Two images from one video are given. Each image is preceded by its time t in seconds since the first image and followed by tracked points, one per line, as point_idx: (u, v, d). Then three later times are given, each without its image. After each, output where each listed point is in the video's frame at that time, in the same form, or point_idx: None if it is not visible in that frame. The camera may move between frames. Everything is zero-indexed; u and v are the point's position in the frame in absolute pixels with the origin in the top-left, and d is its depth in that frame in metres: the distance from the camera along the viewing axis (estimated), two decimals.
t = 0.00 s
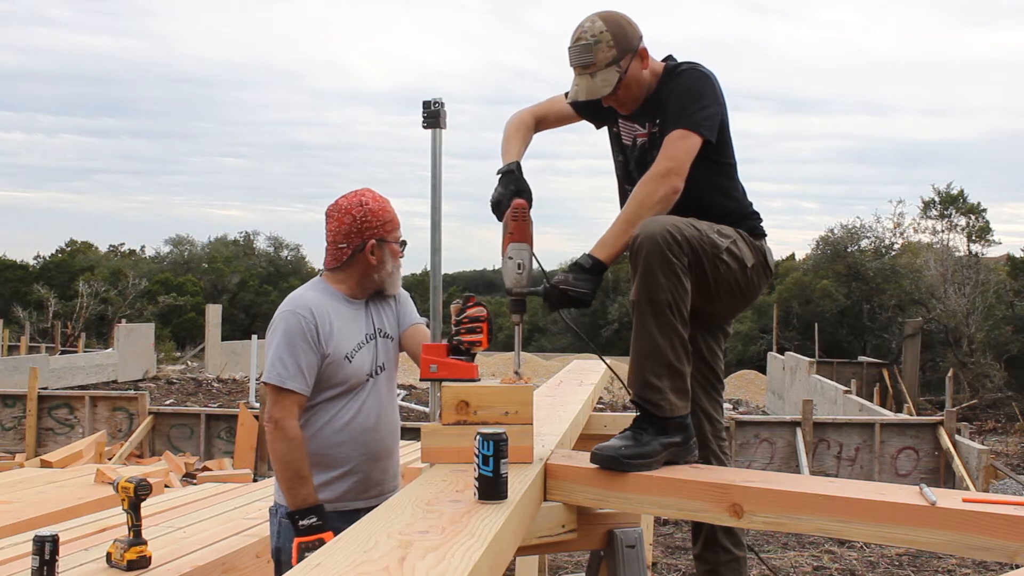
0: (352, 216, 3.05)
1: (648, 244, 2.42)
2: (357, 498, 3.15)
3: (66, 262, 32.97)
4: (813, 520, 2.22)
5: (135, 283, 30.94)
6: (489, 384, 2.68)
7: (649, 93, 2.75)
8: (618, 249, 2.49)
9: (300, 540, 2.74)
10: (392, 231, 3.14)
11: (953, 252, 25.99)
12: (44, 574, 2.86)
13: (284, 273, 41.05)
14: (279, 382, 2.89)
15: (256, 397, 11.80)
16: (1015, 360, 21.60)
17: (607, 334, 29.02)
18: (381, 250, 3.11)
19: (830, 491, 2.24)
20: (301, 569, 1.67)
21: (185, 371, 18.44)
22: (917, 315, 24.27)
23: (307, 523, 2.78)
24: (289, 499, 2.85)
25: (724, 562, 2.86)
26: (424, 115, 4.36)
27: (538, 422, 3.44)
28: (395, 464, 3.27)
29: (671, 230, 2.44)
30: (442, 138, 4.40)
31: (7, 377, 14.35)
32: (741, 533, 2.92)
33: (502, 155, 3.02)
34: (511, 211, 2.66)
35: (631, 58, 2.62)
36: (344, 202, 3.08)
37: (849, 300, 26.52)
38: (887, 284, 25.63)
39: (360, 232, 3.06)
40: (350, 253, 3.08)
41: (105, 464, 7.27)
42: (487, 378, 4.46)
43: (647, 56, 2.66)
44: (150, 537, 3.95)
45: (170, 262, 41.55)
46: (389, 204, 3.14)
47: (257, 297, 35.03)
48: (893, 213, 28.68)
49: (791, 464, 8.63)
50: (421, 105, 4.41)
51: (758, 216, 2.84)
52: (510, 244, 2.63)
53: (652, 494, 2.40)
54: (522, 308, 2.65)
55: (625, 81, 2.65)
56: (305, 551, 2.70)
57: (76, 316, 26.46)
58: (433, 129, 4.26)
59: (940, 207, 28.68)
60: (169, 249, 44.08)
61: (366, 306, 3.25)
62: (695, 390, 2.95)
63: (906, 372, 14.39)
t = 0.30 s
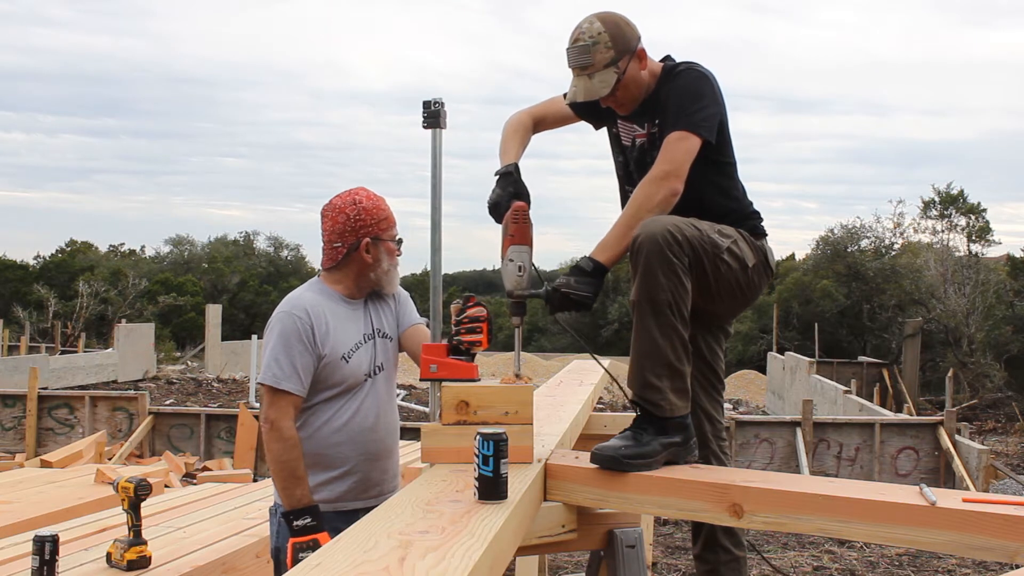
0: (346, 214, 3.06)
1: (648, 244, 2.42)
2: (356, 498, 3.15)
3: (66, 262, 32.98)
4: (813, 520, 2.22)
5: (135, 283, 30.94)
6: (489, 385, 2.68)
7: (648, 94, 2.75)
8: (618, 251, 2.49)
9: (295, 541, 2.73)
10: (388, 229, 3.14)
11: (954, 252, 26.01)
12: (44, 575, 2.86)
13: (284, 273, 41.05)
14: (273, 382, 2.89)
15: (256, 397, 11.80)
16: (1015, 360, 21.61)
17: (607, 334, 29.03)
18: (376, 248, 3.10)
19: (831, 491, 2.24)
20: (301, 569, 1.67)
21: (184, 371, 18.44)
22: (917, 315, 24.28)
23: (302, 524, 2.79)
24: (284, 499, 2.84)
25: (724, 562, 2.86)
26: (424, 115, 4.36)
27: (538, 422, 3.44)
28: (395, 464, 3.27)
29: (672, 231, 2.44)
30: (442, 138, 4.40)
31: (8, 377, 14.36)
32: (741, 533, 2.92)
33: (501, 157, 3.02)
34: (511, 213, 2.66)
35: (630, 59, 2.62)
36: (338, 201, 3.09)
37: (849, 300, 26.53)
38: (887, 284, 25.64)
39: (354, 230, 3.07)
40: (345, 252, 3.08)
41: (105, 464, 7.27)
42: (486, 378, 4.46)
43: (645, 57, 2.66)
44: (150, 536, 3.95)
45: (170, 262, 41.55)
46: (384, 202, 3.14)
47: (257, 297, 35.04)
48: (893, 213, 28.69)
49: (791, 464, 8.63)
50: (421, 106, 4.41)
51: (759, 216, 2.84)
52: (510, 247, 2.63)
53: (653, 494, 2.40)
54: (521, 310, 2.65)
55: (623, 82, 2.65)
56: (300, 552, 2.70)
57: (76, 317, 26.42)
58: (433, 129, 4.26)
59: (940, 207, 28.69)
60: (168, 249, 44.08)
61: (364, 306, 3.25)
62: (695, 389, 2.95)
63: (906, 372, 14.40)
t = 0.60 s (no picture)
0: (344, 214, 3.07)
1: (648, 244, 2.42)
2: (356, 498, 3.15)
3: (66, 262, 32.99)
4: (813, 520, 2.22)
5: (135, 283, 30.94)
6: (489, 385, 2.68)
7: (647, 94, 2.75)
8: (618, 252, 2.49)
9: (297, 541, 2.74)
10: (387, 230, 3.13)
11: (954, 252, 26.02)
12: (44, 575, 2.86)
13: (284, 273, 41.05)
14: (274, 382, 2.89)
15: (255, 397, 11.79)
16: (1015, 360, 21.61)
17: (607, 334, 29.03)
18: (374, 248, 3.10)
19: (830, 491, 2.24)
20: (300, 569, 1.67)
21: (184, 371, 18.44)
22: (917, 315, 24.28)
23: (304, 522, 2.79)
24: (286, 499, 2.84)
25: (724, 562, 2.86)
26: (424, 115, 4.36)
27: (538, 422, 3.44)
28: (395, 464, 3.27)
29: (672, 230, 2.44)
30: (442, 138, 4.40)
31: (8, 377, 14.35)
32: (741, 533, 2.92)
33: (501, 159, 3.02)
34: (511, 215, 2.66)
35: (629, 59, 2.62)
36: (339, 201, 3.09)
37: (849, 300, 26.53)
38: (887, 284, 25.65)
39: (353, 230, 3.07)
40: (343, 252, 3.08)
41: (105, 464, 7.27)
42: (486, 378, 4.46)
43: (645, 57, 2.66)
44: (150, 536, 3.95)
45: (170, 262, 41.54)
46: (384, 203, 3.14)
47: (257, 297, 35.05)
48: (893, 213, 28.69)
49: (791, 464, 8.63)
50: (422, 105, 4.41)
51: (759, 216, 2.84)
52: (510, 249, 2.63)
53: (652, 494, 2.40)
54: (522, 312, 2.65)
55: (622, 82, 2.65)
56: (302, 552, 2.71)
57: (76, 317, 26.41)
58: (433, 129, 4.26)
59: (940, 207, 28.69)
60: (168, 249, 44.08)
61: (364, 306, 3.26)
62: (695, 389, 2.95)
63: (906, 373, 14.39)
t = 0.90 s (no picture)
0: (339, 214, 3.08)
1: (648, 244, 2.42)
2: (356, 498, 3.15)
3: (66, 262, 33.01)
4: (814, 520, 2.22)
5: (135, 283, 30.95)
6: (489, 385, 2.68)
7: (646, 95, 2.75)
8: (618, 254, 2.48)
9: (295, 540, 2.74)
10: (383, 228, 3.12)
11: (954, 252, 26.04)
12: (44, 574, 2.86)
13: (284, 273, 41.06)
14: (272, 381, 2.90)
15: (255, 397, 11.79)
16: (1015, 360, 21.61)
17: (607, 334, 29.03)
18: (371, 245, 3.10)
19: (830, 491, 2.24)
20: (300, 569, 1.67)
21: (185, 371, 18.45)
22: (917, 315, 24.29)
23: (303, 523, 2.79)
24: (284, 498, 2.84)
25: (724, 562, 2.86)
26: (424, 115, 4.36)
27: (538, 422, 3.44)
28: (395, 463, 3.27)
29: (672, 230, 2.44)
30: (442, 138, 4.41)
31: (8, 377, 14.36)
32: (741, 533, 2.93)
33: (500, 161, 3.02)
34: (510, 218, 2.66)
35: (628, 60, 2.62)
36: (336, 201, 3.11)
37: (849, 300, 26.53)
38: (887, 284, 25.66)
39: (349, 228, 3.07)
40: (340, 251, 3.08)
41: (105, 464, 7.28)
42: (486, 379, 4.46)
43: (643, 58, 2.66)
44: (150, 536, 3.95)
45: (170, 262, 41.55)
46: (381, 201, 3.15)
47: (257, 297, 35.07)
48: (893, 213, 28.70)
49: (791, 464, 8.63)
50: (421, 105, 4.41)
51: (760, 215, 2.84)
52: (510, 251, 2.63)
53: (652, 494, 2.40)
54: (521, 314, 2.65)
55: (621, 82, 2.65)
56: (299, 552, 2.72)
57: (76, 317, 26.42)
58: (433, 129, 4.26)
59: (940, 207, 28.69)
60: (168, 249, 44.10)
61: (364, 306, 3.25)
62: (695, 389, 2.95)
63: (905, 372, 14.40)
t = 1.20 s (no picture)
0: (339, 213, 3.08)
1: (648, 244, 2.42)
2: (356, 498, 3.15)
3: (66, 262, 33.03)
4: (814, 520, 2.22)
5: (135, 283, 30.95)
6: (489, 385, 2.68)
7: (645, 94, 2.75)
8: (618, 256, 2.48)
9: (292, 538, 2.74)
10: (382, 227, 3.12)
11: (954, 252, 26.04)
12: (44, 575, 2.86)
13: (284, 273, 41.05)
14: (271, 378, 2.90)
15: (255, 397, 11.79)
16: (1015, 360, 21.62)
17: (607, 334, 29.03)
18: (371, 245, 3.10)
19: (829, 491, 2.24)
20: (300, 569, 1.67)
21: (185, 371, 18.44)
22: (917, 315, 24.29)
23: (301, 521, 2.78)
24: (283, 496, 2.84)
25: (724, 562, 2.86)
26: (424, 115, 4.36)
27: (538, 422, 3.44)
28: (395, 464, 3.27)
29: (672, 230, 2.44)
30: (442, 138, 4.40)
31: (8, 377, 14.36)
32: (741, 533, 2.93)
33: (499, 163, 3.02)
34: (511, 220, 2.66)
35: (626, 59, 2.61)
36: (338, 200, 3.11)
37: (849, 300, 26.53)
38: (887, 284, 25.65)
39: (349, 228, 3.07)
40: (340, 251, 3.08)
41: (105, 464, 7.28)
42: (486, 379, 4.46)
43: (642, 57, 2.66)
44: (150, 536, 3.95)
45: (170, 262, 41.54)
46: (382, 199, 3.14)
47: (257, 297, 35.07)
48: (893, 213, 28.70)
49: (791, 464, 8.63)
50: (422, 105, 4.41)
51: (761, 215, 2.84)
52: (511, 254, 2.63)
53: (652, 494, 2.40)
54: (522, 317, 2.65)
55: (619, 82, 2.65)
56: (296, 551, 2.72)
57: (76, 317, 26.41)
58: (433, 129, 4.26)
59: (940, 207, 28.69)
60: (169, 249, 44.10)
61: (364, 306, 3.25)
62: (694, 390, 2.95)
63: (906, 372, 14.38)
